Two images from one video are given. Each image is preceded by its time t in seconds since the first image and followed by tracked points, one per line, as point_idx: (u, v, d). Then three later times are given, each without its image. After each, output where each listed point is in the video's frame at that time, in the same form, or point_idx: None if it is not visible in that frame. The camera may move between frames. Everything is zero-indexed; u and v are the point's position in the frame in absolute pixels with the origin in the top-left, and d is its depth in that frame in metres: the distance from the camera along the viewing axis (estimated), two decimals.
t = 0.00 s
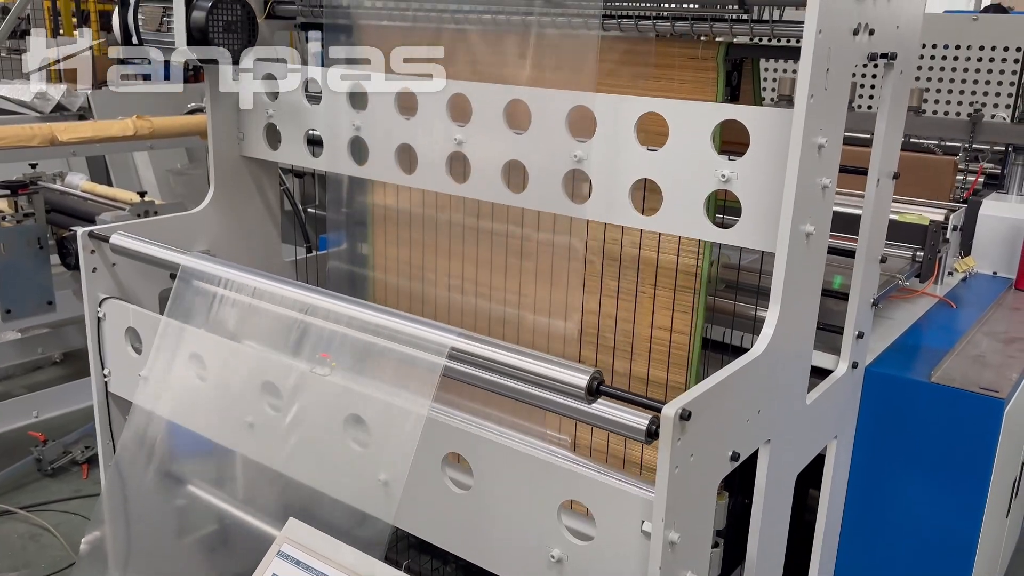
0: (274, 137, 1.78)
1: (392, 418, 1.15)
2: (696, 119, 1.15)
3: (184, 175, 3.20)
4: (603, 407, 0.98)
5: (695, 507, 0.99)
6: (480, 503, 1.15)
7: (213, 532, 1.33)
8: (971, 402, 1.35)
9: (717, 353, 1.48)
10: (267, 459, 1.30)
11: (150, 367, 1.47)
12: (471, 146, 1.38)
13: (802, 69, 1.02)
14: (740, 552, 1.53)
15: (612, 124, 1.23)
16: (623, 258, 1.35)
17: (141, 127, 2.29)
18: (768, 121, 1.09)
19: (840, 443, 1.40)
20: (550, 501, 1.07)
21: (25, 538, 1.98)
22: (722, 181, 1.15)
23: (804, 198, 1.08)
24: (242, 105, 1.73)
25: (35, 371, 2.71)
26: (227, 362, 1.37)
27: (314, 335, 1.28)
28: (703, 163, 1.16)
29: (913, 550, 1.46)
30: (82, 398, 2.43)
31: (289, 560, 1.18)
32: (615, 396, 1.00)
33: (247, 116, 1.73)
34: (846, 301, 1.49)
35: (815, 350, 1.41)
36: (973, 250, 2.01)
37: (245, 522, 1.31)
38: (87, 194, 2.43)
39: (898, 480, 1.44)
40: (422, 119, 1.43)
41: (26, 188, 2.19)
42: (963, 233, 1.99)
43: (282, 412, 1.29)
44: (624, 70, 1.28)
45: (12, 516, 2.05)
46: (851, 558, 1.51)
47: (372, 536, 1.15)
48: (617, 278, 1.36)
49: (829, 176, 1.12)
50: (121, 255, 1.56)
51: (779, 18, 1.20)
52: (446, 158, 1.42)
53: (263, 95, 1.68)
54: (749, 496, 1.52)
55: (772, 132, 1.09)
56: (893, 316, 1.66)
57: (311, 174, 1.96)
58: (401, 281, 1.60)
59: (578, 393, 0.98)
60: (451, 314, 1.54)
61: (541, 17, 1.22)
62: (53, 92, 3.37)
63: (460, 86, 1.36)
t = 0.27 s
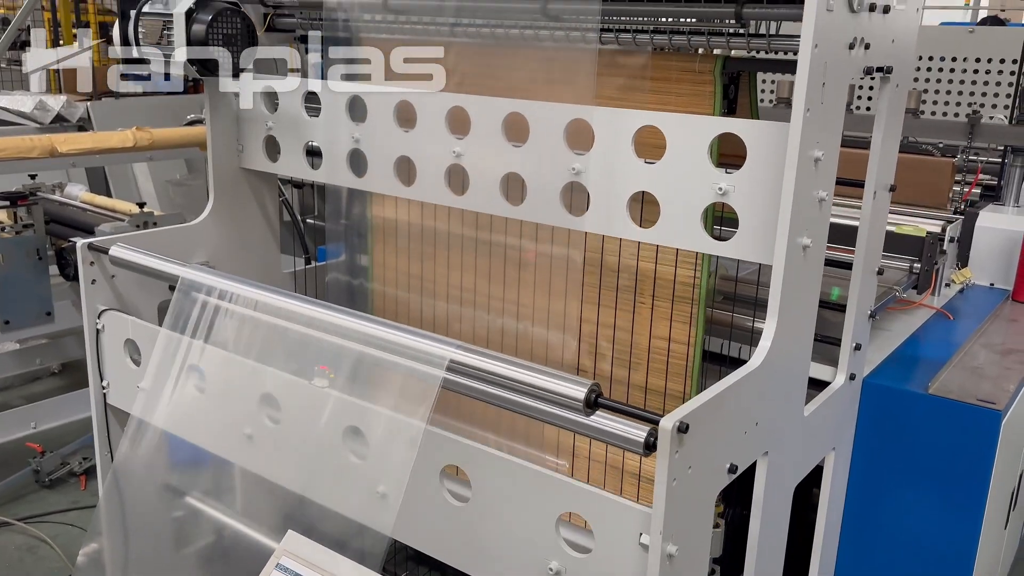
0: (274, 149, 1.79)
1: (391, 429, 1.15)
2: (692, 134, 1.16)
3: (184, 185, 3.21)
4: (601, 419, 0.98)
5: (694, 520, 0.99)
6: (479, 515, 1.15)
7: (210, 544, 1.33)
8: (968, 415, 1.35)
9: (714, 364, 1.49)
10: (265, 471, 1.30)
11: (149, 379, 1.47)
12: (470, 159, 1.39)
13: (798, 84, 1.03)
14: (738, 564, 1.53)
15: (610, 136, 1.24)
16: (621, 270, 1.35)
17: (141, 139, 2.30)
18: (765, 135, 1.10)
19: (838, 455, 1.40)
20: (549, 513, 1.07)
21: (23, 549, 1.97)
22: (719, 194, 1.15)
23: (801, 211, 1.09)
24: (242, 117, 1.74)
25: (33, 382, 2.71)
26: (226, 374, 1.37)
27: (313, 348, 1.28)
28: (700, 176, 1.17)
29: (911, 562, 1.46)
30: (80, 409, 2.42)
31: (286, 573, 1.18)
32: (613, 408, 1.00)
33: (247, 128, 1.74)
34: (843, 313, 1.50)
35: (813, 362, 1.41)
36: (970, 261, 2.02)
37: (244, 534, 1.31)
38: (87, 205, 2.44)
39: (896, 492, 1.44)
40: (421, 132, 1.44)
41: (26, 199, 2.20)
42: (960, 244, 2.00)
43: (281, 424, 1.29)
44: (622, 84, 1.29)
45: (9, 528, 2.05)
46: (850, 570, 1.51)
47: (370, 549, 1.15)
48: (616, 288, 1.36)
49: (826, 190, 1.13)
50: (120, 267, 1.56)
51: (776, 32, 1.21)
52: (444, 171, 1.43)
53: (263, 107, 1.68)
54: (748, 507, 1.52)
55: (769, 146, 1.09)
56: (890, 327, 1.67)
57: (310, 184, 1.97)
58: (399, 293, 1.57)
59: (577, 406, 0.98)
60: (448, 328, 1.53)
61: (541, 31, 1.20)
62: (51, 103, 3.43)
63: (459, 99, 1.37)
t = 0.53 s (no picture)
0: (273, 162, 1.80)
1: (389, 443, 1.15)
2: (688, 149, 1.17)
3: (183, 198, 3.23)
4: (600, 434, 0.98)
5: (692, 535, 0.99)
6: (477, 530, 1.15)
7: (208, 558, 1.33)
8: (966, 428, 1.36)
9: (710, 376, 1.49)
10: (264, 485, 1.30)
11: (147, 393, 1.47)
12: (468, 173, 1.40)
13: (795, 100, 1.04)
14: None
15: (607, 150, 1.24)
16: (620, 285, 1.34)
17: (140, 152, 2.30)
18: (761, 150, 1.10)
19: (837, 468, 1.40)
20: (547, 527, 1.07)
21: (20, 563, 1.96)
22: (716, 209, 1.16)
23: (798, 226, 1.09)
24: (241, 131, 1.75)
25: (32, 395, 2.71)
26: (226, 388, 1.37)
27: (311, 362, 1.28)
28: (697, 191, 1.17)
29: None
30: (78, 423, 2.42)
31: None
32: (611, 423, 1.00)
33: (246, 142, 1.75)
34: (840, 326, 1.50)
35: (811, 375, 1.42)
36: (967, 274, 2.03)
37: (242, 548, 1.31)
38: (86, 217, 2.45)
39: (895, 505, 1.44)
40: (419, 146, 1.44)
41: (26, 212, 2.21)
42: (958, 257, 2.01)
43: (279, 438, 1.29)
44: (619, 99, 1.30)
45: (6, 541, 2.04)
46: None
47: (368, 563, 1.15)
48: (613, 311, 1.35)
49: (823, 205, 1.14)
50: (119, 280, 1.57)
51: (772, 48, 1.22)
52: (443, 185, 1.44)
53: (262, 121, 1.69)
54: (747, 521, 1.52)
55: (765, 161, 1.10)
56: (888, 340, 1.68)
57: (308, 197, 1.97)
58: (398, 306, 1.59)
59: (574, 420, 0.98)
60: (447, 342, 1.52)
61: (537, 46, 1.21)
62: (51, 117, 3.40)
63: (457, 114, 1.38)
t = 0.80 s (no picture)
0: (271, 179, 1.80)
1: (387, 462, 1.15)
2: (684, 168, 1.17)
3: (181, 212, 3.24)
4: (599, 453, 0.98)
5: (690, 554, 0.99)
6: (476, 549, 1.15)
7: None
8: (963, 445, 1.36)
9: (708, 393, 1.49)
10: (262, 503, 1.30)
11: (145, 411, 1.47)
12: (466, 191, 1.40)
13: (790, 120, 1.04)
14: None
15: (604, 168, 1.25)
16: (618, 300, 1.36)
17: (139, 167, 2.31)
18: (757, 169, 1.11)
19: (834, 485, 1.41)
20: (545, 547, 1.07)
21: None
22: (713, 228, 1.17)
23: (794, 245, 1.10)
24: (240, 148, 1.75)
25: (29, 410, 2.70)
26: (224, 404, 1.37)
27: (310, 380, 1.28)
28: (694, 210, 1.18)
29: None
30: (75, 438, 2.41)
31: None
32: (609, 442, 1.00)
33: (245, 159, 1.75)
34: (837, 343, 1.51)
35: (808, 392, 1.42)
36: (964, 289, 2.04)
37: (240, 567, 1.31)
38: (84, 232, 2.45)
39: (892, 522, 1.44)
40: (417, 164, 1.45)
41: (24, 227, 2.21)
42: (954, 272, 2.02)
43: (277, 456, 1.29)
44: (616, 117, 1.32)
45: (2, 558, 2.03)
46: None
47: None
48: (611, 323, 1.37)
49: (819, 223, 1.15)
50: (118, 297, 1.57)
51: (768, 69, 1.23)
52: (441, 201, 1.44)
53: (260, 137, 1.69)
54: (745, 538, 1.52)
55: (761, 180, 1.11)
56: (885, 356, 1.68)
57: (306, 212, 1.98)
58: (398, 322, 1.61)
59: (572, 439, 0.98)
60: (447, 357, 1.55)
61: (532, 64, 1.24)
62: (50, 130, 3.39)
63: (455, 132, 1.38)
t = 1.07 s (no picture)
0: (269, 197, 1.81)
1: (385, 480, 1.14)
2: (682, 186, 1.18)
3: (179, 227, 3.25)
4: (597, 472, 0.97)
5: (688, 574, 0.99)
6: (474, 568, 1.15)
7: None
8: (959, 462, 1.36)
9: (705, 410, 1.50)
10: (260, 521, 1.30)
11: (144, 429, 1.48)
12: (464, 210, 1.40)
13: (786, 140, 1.05)
14: None
15: (601, 188, 1.25)
16: (614, 312, 1.36)
17: (137, 182, 2.31)
18: (754, 188, 1.11)
19: (832, 501, 1.41)
20: (543, 567, 1.07)
21: None
22: (710, 246, 1.17)
23: (791, 264, 1.10)
24: (238, 164, 1.76)
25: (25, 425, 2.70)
26: (220, 421, 1.36)
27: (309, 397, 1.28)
28: (691, 228, 1.18)
29: None
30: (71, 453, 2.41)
31: None
32: (607, 461, 1.00)
33: (243, 176, 1.76)
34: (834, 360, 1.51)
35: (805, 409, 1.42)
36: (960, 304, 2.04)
37: None
38: (82, 247, 2.46)
39: (889, 538, 1.44)
40: (415, 182, 1.45)
41: (22, 242, 2.21)
42: (950, 288, 2.03)
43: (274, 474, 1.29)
44: (613, 136, 1.32)
45: None
46: None
47: None
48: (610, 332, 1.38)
49: (815, 241, 1.15)
50: (116, 314, 1.57)
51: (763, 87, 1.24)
52: (439, 219, 1.44)
53: (259, 155, 1.70)
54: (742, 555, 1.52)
55: (758, 199, 1.11)
56: (882, 372, 1.69)
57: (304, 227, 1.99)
58: (395, 338, 1.62)
59: (571, 458, 0.98)
60: (445, 372, 1.57)
61: (530, 84, 1.26)
62: (48, 144, 3.44)
63: (452, 151, 1.39)
